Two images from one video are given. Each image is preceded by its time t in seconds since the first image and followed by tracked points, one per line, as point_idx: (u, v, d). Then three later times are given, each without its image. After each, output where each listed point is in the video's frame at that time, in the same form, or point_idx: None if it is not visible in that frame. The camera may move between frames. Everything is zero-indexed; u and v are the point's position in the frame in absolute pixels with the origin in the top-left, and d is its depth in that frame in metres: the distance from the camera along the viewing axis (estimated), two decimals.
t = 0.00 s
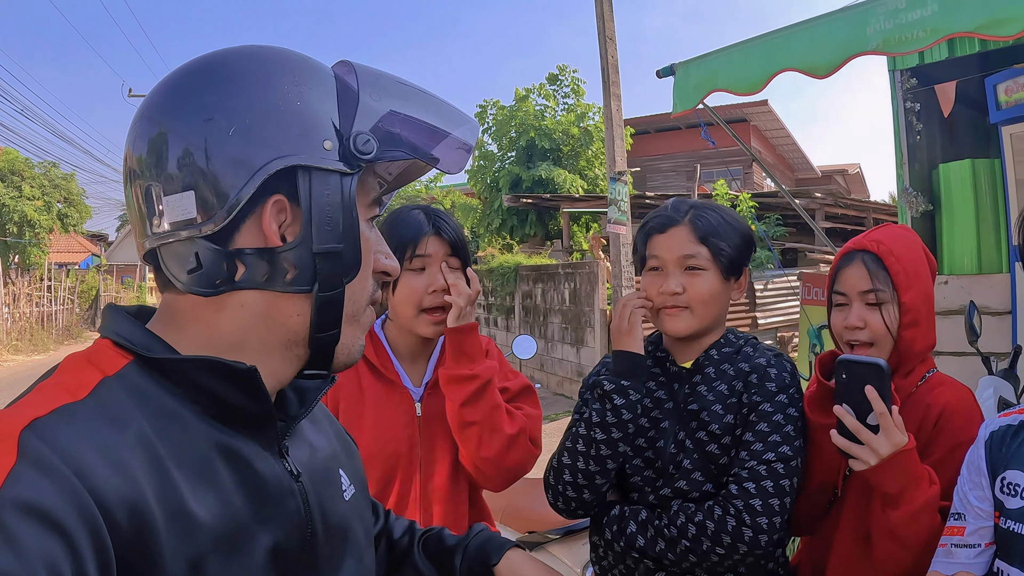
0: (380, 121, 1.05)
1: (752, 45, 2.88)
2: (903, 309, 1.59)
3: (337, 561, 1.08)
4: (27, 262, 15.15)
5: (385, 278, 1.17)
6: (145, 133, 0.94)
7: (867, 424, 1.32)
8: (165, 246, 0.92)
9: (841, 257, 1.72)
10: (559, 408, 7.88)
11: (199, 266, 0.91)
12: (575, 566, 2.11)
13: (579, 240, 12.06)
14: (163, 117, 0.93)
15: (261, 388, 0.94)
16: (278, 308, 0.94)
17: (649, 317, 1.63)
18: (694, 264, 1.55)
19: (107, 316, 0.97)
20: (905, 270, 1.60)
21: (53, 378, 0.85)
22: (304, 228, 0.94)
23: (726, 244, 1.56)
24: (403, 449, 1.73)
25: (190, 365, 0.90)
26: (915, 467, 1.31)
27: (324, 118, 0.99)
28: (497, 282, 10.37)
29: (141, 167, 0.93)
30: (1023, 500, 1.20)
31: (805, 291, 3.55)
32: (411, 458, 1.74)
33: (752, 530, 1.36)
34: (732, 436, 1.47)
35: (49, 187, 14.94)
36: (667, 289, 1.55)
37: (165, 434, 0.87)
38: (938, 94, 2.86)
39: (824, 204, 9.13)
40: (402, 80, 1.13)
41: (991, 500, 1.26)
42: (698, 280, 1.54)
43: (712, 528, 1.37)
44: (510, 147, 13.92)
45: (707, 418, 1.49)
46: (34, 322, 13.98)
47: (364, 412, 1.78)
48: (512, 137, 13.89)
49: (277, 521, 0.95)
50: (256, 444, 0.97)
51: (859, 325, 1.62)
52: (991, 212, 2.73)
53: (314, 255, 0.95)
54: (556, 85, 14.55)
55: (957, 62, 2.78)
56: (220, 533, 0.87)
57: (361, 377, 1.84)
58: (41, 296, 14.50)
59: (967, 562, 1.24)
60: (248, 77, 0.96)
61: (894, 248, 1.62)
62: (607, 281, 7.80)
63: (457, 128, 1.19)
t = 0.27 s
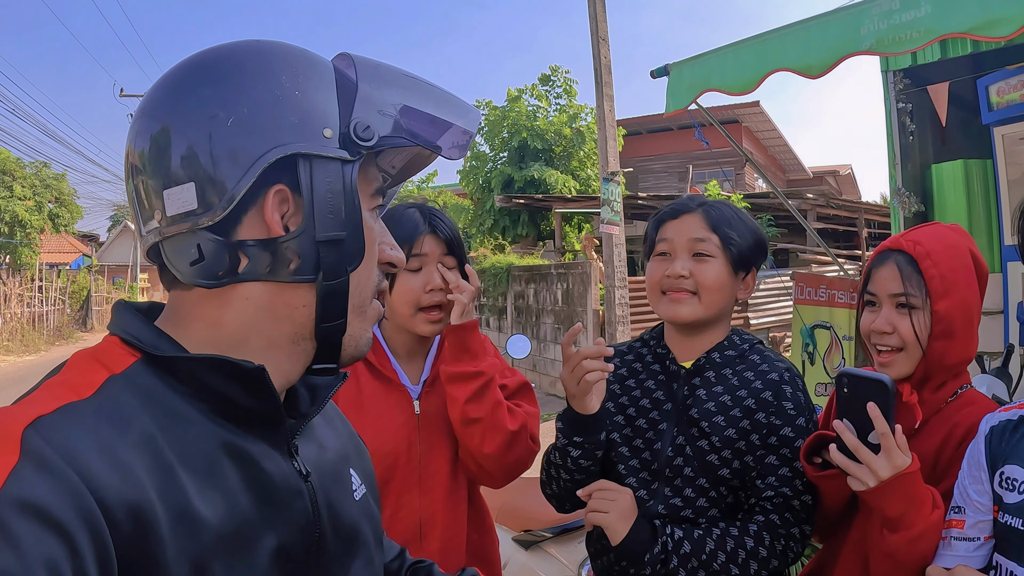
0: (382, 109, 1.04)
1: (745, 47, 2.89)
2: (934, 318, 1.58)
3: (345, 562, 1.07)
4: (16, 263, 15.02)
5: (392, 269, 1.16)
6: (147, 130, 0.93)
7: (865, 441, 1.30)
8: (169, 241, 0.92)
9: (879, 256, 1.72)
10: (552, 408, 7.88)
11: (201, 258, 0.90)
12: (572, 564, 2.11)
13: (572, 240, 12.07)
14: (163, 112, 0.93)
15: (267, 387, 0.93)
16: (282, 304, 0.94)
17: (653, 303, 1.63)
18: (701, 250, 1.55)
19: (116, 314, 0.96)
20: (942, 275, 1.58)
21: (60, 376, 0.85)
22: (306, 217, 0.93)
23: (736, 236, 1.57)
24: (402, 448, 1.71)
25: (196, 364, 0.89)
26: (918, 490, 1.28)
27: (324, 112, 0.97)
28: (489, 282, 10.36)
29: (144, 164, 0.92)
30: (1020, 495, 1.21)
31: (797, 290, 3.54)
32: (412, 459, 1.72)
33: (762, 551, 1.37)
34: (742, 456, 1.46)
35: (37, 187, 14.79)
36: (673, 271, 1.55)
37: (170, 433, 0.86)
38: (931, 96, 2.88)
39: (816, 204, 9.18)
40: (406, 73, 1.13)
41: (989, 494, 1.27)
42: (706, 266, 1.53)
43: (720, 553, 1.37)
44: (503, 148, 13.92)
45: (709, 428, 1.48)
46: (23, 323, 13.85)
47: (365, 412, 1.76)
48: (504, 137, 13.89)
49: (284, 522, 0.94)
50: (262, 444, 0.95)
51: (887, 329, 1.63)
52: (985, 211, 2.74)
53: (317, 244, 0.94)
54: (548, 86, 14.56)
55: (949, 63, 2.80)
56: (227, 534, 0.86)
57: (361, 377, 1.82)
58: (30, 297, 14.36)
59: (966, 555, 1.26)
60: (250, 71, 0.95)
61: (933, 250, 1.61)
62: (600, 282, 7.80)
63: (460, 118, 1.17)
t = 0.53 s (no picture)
0: (378, 100, 1.03)
1: (740, 46, 2.90)
2: (939, 317, 1.58)
3: (347, 557, 1.06)
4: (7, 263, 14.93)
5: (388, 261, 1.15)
6: (145, 124, 0.92)
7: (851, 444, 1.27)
8: (167, 233, 0.91)
9: (887, 252, 1.72)
10: (546, 408, 7.88)
11: (200, 248, 0.89)
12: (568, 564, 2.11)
13: (566, 240, 12.07)
14: (161, 104, 0.91)
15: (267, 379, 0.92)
16: (280, 295, 0.93)
17: (655, 304, 1.63)
18: (707, 254, 1.55)
19: (116, 305, 0.95)
20: (948, 273, 1.58)
21: (60, 366, 0.84)
22: (304, 206, 0.93)
23: (746, 239, 1.56)
24: (399, 445, 1.70)
25: (196, 356, 0.88)
26: (904, 494, 1.27)
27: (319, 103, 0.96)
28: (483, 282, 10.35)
29: (144, 159, 0.91)
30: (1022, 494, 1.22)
31: (793, 290, 3.56)
32: (409, 456, 1.71)
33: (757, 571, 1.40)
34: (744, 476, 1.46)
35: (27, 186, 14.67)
36: (676, 274, 1.55)
37: (170, 425, 0.85)
38: (923, 96, 2.88)
39: (810, 205, 9.22)
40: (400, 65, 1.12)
41: (990, 493, 1.28)
42: (710, 270, 1.53)
43: None
44: (497, 148, 13.91)
45: (711, 445, 1.48)
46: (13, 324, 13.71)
47: (361, 408, 1.74)
48: (498, 137, 13.87)
49: (285, 515, 0.93)
50: (261, 436, 0.94)
51: (891, 328, 1.63)
52: (978, 211, 2.77)
53: (315, 233, 0.93)
54: (542, 86, 14.56)
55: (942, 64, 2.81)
56: (229, 527, 0.85)
57: (356, 373, 1.81)
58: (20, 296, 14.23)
59: (967, 555, 1.28)
60: (247, 62, 0.94)
61: (940, 247, 1.61)
62: (593, 282, 7.80)
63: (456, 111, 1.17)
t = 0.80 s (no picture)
0: (359, 86, 1.01)
1: (737, 45, 2.90)
2: (934, 316, 1.59)
3: (341, 553, 1.05)
4: None
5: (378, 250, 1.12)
6: (130, 116, 0.91)
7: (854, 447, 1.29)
8: (148, 225, 0.90)
9: (877, 252, 1.72)
10: (542, 408, 7.87)
11: (180, 239, 0.88)
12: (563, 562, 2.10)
13: (561, 240, 12.07)
14: (145, 97, 0.91)
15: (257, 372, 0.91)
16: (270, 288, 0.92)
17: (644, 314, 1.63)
18: (697, 266, 1.53)
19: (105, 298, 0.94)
20: (941, 272, 1.59)
21: (47, 359, 0.83)
22: (282, 193, 0.92)
23: (739, 251, 1.54)
24: (394, 442, 1.69)
25: (184, 349, 0.87)
26: (911, 497, 1.28)
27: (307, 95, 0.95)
28: (479, 282, 10.33)
29: (129, 150, 0.90)
30: None
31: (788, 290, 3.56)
32: (404, 454, 1.70)
33: None
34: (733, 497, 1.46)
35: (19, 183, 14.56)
36: (664, 287, 1.54)
37: (157, 418, 0.84)
38: (920, 96, 2.90)
39: (805, 206, 9.26)
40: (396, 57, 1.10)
41: (993, 492, 1.27)
42: (697, 283, 1.52)
43: None
44: (492, 147, 13.89)
45: (700, 465, 1.48)
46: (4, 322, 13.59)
47: (355, 405, 1.73)
48: (494, 137, 13.87)
49: (275, 511, 0.92)
50: (251, 430, 0.93)
51: (886, 330, 1.62)
52: (974, 212, 2.78)
53: (295, 220, 0.93)
54: (538, 85, 14.55)
55: (938, 64, 2.82)
56: (218, 522, 0.84)
57: (350, 370, 1.79)
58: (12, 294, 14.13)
59: (969, 556, 1.28)
60: (232, 53, 0.93)
61: (931, 246, 1.61)
62: (589, 281, 7.80)
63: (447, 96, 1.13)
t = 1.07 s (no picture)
0: (340, 70, 0.98)
1: (736, 44, 2.90)
2: (927, 309, 1.59)
3: (338, 546, 1.05)
4: None
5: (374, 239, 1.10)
6: (126, 112, 0.91)
7: (854, 441, 1.30)
8: (138, 217, 0.91)
9: (869, 247, 1.73)
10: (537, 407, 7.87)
11: (164, 230, 0.89)
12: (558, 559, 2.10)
13: (557, 240, 12.07)
14: (135, 92, 0.91)
15: (255, 362, 0.91)
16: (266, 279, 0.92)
17: (636, 300, 1.64)
18: (689, 250, 1.54)
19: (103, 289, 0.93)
20: (933, 266, 1.60)
21: (44, 349, 0.83)
22: (263, 180, 0.91)
23: (729, 236, 1.55)
24: (392, 439, 1.69)
25: (182, 339, 0.86)
26: (909, 490, 1.28)
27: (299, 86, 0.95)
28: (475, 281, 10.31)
29: (121, 143, 0.91)
30: None
31: (783, 289, 3.53)
32: (403, 449, 1.69)
33: None
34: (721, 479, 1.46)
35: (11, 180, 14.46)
36: (658, 269, 1.54)
37: (154, 408, 0.83)
38: (917, 97, 2.92)
39: (802, 206, 9.29)
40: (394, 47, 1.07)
41: (995, 486, 1.28)
42: (690, 267, 1.52)
43: None
44: (489, 146, 13.88)
45: (689, 447, 1.48)
46: None
47: (354, 401, 1.72)
48: (490, 136, 13.85)
49: (273, 502, 0.92)
50: (249, 420, 0.93)
51: (880, 324, 1.62)
52: (970, 212, 2.80)
53: (277, 207, 0.92)
54: (535, 85, 14.54)
55: (935, 65, 2.83)
56: (215, 511, 0.84)
57: (348, 366, 1.79)
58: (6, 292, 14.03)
59: (969, 549, 1.28)
60: (217, 44, 0.93)
61: (923, 242, 1.63)
62: (585, 281, 7.80)
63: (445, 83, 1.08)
